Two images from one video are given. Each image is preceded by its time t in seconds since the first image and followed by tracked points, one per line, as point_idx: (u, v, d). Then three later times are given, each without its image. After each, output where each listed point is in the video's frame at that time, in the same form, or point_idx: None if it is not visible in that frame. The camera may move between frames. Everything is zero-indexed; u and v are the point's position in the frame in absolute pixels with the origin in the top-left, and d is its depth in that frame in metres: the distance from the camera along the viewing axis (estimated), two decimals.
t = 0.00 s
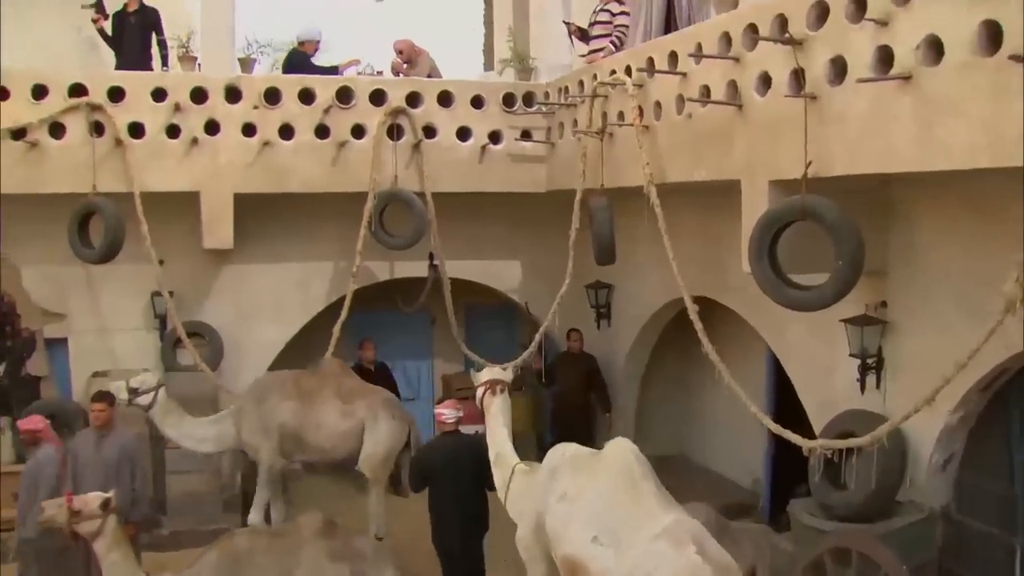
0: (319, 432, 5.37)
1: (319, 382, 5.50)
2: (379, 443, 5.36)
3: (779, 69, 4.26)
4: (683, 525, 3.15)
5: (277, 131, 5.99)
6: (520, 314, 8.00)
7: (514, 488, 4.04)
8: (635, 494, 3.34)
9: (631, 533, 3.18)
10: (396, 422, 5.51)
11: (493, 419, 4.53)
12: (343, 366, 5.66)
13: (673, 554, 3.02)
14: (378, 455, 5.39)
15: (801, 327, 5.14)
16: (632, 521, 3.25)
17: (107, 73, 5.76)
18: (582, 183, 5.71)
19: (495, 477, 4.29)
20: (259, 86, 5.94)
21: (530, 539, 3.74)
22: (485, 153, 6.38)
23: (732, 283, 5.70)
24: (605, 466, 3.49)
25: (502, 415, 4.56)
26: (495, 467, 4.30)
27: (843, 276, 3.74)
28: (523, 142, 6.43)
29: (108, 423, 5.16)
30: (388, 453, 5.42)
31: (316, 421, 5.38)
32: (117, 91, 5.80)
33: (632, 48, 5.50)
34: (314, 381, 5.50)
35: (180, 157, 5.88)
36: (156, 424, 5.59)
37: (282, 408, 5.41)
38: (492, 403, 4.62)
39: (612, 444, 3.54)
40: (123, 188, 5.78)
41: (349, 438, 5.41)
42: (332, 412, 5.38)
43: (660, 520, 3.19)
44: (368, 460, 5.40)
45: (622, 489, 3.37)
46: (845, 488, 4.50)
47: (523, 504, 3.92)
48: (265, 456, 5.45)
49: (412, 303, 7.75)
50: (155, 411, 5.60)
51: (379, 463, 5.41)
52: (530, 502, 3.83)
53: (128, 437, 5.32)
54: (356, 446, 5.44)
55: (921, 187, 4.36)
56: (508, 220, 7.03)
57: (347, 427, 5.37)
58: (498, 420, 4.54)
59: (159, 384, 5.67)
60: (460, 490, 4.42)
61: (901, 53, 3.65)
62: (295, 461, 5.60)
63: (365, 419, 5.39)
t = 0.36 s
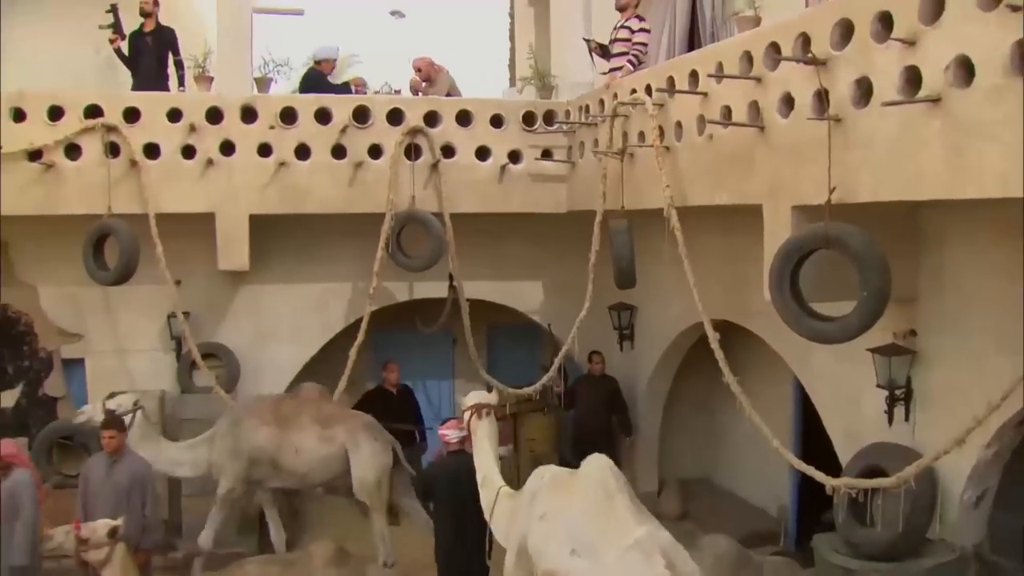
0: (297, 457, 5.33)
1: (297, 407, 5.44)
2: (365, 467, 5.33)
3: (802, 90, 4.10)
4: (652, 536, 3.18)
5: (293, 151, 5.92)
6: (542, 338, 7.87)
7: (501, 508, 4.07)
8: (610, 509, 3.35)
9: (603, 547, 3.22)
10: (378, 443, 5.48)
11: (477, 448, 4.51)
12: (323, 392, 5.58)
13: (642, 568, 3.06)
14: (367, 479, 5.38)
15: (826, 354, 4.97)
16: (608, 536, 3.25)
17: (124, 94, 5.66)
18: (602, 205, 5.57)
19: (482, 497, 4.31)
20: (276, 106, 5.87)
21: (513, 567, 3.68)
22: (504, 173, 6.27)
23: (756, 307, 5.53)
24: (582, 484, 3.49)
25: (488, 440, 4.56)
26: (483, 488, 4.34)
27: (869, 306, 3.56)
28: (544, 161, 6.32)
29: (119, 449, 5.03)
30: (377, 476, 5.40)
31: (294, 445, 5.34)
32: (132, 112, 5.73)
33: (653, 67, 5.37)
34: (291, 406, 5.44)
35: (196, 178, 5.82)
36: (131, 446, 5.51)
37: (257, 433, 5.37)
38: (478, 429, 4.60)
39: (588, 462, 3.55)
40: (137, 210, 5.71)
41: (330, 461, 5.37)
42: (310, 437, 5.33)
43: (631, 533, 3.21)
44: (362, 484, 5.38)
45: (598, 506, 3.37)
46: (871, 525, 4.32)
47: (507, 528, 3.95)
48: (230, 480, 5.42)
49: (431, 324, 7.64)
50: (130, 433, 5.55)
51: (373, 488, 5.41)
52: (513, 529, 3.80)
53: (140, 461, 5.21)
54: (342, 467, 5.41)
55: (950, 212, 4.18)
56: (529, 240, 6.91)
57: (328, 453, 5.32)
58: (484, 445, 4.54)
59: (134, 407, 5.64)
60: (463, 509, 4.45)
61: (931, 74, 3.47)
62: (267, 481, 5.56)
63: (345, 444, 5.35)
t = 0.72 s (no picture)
0: (271, 483, 5.06)
1: (268, 434, 5.18)
2: (345, 490, 5.09)
3: (825, 111, 3.93)
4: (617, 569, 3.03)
5: (307, 171, 5.84)
6: (560, 357, 7.72)
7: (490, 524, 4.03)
8: (579, 535, 3.25)
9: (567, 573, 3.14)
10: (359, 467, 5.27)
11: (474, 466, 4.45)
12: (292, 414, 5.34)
13: None
14: (348, 503, 5.14)
15: (852, 383, 4.78)
16: (574, 562, 3.17)
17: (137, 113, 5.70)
18: (620, 226, 5.42)
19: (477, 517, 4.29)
20: (289, 125, 5.79)
21: None
22: (522, 192, 6.15)
23: (780, 332, 5.35)
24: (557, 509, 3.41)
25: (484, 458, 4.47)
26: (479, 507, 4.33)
27: (894, 339, 3.37)
28: (563, 181, 6.19)
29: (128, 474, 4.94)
30: (358, 501, 5.17)
31: (268, 471, 5.07)
32: (146, 132, 5.71)
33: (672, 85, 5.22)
34: (262, 433, 5.18)
35: (208, 199, 5.75)
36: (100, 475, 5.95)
37: (229, 460, 5.08)
38: (472, 446, 4.53)
39: (568, 487, 3.47)
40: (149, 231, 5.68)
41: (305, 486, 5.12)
42: (285, 462, 5.07)
43: (596, 561, 3.09)
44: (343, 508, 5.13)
45: (567, 533, 3.28)
46: (898, 564, 4.19)
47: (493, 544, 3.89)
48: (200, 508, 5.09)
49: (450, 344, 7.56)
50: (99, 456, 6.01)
51: (356, 510, 5.17)
52: (497, 542, 3.82)
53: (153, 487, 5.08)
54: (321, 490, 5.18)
55: (981, 238, 4.00)
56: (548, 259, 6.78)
57: (303, 476, 5.08)
58: (480, 464, 4.47)
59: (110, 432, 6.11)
60: (464, 526, 4.64)
61: (959, 96, 3.26)
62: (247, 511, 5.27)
63: (321, 466, 5.10)
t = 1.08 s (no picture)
0: (248, 507, 5.06)
1: (243, 456, 5.18)
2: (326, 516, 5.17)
3: (845, 131, 3.76)
4: None
5: (318, 190, 5.74)
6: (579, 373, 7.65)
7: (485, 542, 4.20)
8: (539, 554, 3.67)
9: None
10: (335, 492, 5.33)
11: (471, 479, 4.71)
12: (269, 439, 5.33)
13: None
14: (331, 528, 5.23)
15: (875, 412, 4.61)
16: None
17: (146, 131, 5.64)
18: (635, 246, 5.28)
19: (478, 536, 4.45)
20: (299, 143, 5.69)
21: None
22: (537, 210, 6.02)
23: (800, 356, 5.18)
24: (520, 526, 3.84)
25: (482, 473, 4.75)
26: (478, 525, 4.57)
27: (918, 371, 3.19)
28: (579, 199, 6.06)
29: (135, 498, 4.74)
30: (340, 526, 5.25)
31: (245, 496, 5.07)
32: (155, 151, 5.65)
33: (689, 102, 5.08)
34: (236, 456, 5.17)
35: (218, 218, 5.66)
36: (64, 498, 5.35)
37: (203, 484, 5.03)
38: (471, 460, 4.80)
39: (530, 508, 3.91)
40: (158, 251, 5.64)
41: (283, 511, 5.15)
42: (262, 486, 5.09)
43: None
44: (327, 533, 5.23)
45: (528, 550, 3.71)
46: None
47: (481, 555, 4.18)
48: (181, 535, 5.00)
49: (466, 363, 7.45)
50: (66, 486, 5.35)
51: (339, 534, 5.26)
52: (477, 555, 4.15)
53: (159, 512, 4.86)
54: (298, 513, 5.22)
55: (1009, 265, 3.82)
56: (564, 278, 6.65)
57: (280, 501, 5.11)
58: (480, 480, 4.71)
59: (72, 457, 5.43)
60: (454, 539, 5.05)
61: (988, 116, 3.07)
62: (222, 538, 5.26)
63: (298, 492, 5.16)
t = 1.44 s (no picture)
0: (223, 531, 5.10)
1: (216, 480, 5.16)
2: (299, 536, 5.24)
3: (867, 152, 3.59)
4: None
5: (328, 207, 5.64)
6: (597, 393, 7.55)
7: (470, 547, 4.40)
8: (505, 563, 4.20)
9: None
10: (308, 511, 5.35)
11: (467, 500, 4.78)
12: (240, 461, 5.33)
13: None
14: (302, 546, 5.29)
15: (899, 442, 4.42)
16: None
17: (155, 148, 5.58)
18: (651, 267, 5.13)
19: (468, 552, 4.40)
20: (308, 160, 5.60)
21: None
22: (552, 228, 5.88)
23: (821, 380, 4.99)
24: (486, 539, 4.33)
25: (478, 496, 4.81)
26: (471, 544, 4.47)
27: (944, 409, 3.02)
28: (594, 216, 5.92)
29: (138, 524, 4.69)
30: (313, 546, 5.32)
31: (219, 520, 5.10)
32: (163, 169, 5.58)
33: (705, 118, 4.93)
34: (209, 480, 5.15)
35: (227, 236, 5.57)
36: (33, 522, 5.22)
37: (174, 509, 5.05)
38: (467, 482, 4.86)
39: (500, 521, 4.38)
40: (166, 271, 5.55)
41: (257, 532, 5.21)
42: (235, 509, 5.12)
43: None
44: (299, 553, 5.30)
45: (495, 560, 4.21)
46: None
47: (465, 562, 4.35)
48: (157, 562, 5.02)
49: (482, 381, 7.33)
50: (33, 508, 5.25)
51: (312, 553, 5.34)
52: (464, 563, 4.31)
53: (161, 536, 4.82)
54: (272, 533, 5.28)
55: None
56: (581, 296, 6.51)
57: (256, 523, 5.16)
58: (473, 499, 4.78)
59: (38, 480, 5.41)
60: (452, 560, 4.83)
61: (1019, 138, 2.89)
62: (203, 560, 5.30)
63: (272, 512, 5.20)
